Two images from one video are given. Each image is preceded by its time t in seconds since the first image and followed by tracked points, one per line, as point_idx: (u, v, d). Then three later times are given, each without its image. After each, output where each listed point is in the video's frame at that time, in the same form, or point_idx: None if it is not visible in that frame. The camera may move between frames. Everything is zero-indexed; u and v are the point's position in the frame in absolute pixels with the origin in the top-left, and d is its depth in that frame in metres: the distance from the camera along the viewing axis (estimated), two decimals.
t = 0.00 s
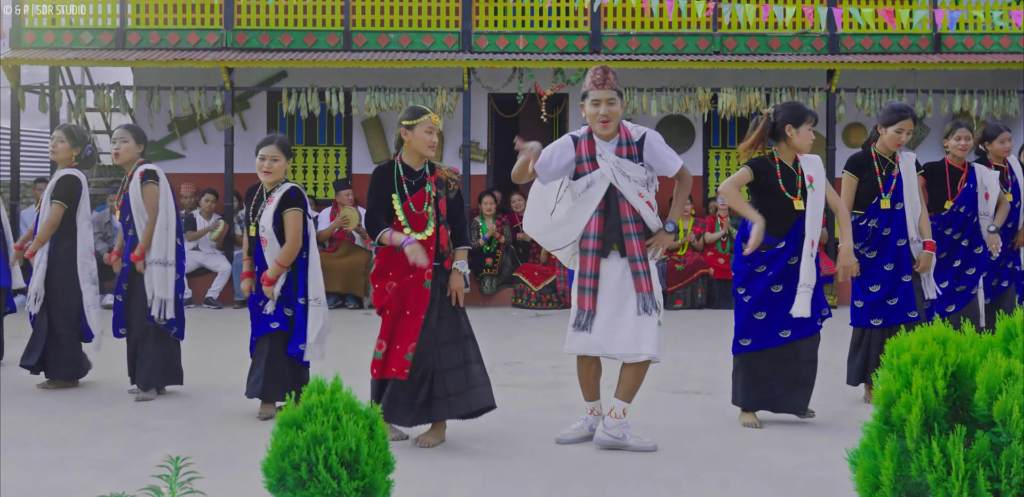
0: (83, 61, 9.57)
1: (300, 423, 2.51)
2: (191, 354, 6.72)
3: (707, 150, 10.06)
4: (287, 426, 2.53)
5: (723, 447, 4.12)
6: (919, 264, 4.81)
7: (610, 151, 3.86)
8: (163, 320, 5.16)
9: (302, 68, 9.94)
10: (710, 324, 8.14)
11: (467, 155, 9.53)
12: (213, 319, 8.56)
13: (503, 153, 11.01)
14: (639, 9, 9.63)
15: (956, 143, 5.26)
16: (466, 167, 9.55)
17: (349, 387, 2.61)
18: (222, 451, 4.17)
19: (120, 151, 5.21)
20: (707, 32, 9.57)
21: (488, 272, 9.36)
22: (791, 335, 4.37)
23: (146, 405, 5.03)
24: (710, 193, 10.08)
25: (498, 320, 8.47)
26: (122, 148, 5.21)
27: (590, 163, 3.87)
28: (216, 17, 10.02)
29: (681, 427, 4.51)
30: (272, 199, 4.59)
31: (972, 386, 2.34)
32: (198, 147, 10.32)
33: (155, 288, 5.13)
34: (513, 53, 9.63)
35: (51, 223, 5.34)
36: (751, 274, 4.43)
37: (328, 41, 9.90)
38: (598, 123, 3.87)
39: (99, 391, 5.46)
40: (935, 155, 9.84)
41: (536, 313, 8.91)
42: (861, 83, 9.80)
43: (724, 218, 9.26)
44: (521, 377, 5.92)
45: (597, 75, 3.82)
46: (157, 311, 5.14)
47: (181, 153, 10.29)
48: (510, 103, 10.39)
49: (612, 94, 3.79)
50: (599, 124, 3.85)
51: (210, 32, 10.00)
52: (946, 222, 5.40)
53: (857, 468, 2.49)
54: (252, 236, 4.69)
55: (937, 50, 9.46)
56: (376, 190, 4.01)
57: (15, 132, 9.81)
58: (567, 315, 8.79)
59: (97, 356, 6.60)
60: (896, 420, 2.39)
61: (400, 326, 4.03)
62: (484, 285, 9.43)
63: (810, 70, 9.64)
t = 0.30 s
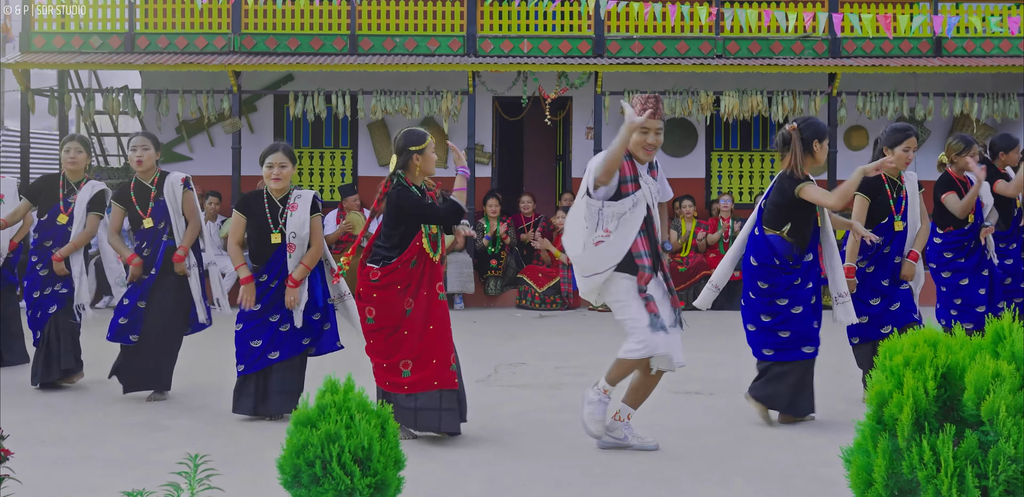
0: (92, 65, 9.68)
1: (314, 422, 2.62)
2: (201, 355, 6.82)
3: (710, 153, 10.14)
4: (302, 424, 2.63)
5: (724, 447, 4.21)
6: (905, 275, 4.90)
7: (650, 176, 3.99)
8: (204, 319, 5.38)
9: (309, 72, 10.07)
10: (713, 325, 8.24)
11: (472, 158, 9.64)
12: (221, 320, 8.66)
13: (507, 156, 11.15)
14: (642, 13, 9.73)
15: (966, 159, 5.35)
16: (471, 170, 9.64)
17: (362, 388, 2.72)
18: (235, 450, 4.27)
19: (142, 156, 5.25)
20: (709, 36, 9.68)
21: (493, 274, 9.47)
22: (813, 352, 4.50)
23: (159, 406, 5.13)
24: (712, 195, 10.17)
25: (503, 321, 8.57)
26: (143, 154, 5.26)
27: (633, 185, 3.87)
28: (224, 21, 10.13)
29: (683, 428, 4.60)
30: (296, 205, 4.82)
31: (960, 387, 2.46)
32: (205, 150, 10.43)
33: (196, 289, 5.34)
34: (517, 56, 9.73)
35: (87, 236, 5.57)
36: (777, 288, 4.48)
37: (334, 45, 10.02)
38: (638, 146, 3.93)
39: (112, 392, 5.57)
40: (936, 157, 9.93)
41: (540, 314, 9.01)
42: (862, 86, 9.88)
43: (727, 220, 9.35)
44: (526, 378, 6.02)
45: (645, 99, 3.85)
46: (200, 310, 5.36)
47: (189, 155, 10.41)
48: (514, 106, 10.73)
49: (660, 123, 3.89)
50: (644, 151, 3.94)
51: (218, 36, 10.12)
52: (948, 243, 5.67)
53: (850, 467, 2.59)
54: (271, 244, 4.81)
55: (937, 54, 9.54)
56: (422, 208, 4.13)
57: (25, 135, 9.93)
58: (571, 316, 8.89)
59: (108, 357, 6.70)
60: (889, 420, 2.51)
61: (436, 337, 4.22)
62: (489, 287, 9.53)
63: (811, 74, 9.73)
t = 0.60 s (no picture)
0: (100, 68, 9.76)
1: (329, 414, 2.68)
2: (209, 354, 6.91)
3: (711, 154, 10.24)
4: (315, 418, 2.69)
5: (726, 444, 4.30)
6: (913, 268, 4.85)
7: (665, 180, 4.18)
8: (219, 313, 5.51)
9: (315, 74, 10.17)
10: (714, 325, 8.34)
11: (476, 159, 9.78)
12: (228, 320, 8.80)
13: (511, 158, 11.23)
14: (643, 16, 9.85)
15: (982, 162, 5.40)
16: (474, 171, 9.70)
17: (374, 383, 2.80)
18: (247, 446, 4.36)
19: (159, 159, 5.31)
20: (710, 38, 9.79)
21: (496, 274, 9.57)
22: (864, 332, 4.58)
23: (170, 403, 5.22)
24: (713, 196, 10.27)
25: (507, 320, 8.71)
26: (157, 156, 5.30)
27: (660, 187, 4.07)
28: (229, 24, 10.23)
29: (686, 425, 4.68)
30: (305, 208, 4.96)
31: (951, 381, 2.49)
32: (212, 151, 10.55)
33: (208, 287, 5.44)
34: (521, 59, 9.81)
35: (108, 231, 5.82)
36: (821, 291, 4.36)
37: (340, 47, 10.10)
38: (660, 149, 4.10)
39: (123, 390, 5.66)
40: (936, 157, 10.02)
41: (543, 314, 9.12)
42: (862, 89, 9.98)
43: (728, 220, 9.41)
44: (530, 376, 6.10)
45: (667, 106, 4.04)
46: (212, 306, 5.47)
47: (195, 156, 10.51)
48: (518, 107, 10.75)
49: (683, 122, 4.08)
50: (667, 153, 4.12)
51: (224, 38, 10.22)
52: (965, 243, 5.68)
53: (844, 459, 2.64)
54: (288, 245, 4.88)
55: (937, 56, 9.64)
56: (444, 194, 4.22)
57: (34, 137, 10.04)
58: (574, 316, 8.99)
59: (117, 356, 6.78)
60: (880, 413, 2.54)
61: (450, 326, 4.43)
62: (492, 286, 9.61)
63: (811, 76, 9.83)
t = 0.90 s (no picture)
0: (143, 116, 10.71)
1: (354, 426, 3.11)
2: (244, 373, 7.71)
3: (696, 195, 11.29)
4: (342, 428, 3.13)
5: (701, 444, 5.03)
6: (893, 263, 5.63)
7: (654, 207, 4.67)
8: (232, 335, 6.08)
9: (336, 121, 11.14)
10: (700, 349, 9.10)
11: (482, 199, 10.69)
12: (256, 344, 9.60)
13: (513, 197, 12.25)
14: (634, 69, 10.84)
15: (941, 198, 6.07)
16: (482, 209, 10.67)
17: (392, 397, 3.23)
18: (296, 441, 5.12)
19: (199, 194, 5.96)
20: (695, 89, 10.77)
21: (501, 303, 10.49)
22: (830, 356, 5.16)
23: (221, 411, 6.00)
24: (698, 232, 11.30)
25: (511, 346, 9.52)
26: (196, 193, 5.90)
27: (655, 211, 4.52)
28: (260, 76, 11.13)
29: (668, 428, 5.44)
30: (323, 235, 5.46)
31: (903, 397, 3.01)
32: (243, 192, 11.62)
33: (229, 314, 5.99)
34: (523, 108, 10.83)
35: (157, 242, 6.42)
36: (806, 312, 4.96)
37: (359, 97, 11.06)
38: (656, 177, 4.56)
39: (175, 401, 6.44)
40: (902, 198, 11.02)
41: (544, 339, 9.98)
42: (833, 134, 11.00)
43: (711, 254, 10.37)
44: (532, 392, 6.89)
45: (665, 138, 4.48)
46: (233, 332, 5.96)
47: (228, 197, 11.59)
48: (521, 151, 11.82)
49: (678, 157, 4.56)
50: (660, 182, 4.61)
51: (254, 89, 11.11)
52: (936, 271, 6.26)
53: (810, 464, 3.12)
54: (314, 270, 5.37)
55: (901, 105, 10.62)
56: (459, 224, 4.96)
57: (80, 178, 10.97)
58: (572, 341, 9.83)
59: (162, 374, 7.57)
60: (841, 424, 3.05)
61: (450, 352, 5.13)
62: (498, 314, 10.54)
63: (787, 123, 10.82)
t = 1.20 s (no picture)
0: (149, 118, 10.84)
1: (358, 416, 3.24)
2: (250, 370, 7.84)
3: (696, 195, 11.41)
4: (347, 418, 3.26)
5: (697, 439, 5.14)
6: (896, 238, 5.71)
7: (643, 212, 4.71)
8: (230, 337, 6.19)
9: (339, 122, 11.27)
10: (699, 347, 9.22)
11: (484, 199, 10.80)
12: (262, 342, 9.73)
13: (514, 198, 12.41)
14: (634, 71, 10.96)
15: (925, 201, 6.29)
16: (484, 210, 10.81)
17: (395, 389, 3.36)
18: (302, 435, 5.25)
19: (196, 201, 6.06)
20: (695, 90, 10.88)
21: (502, 301, 10.63)
22: (812, 357, 5.15)
23: (228, 406, 6.13)
24: (698, 231, 11.43)
25: (512, 344, 9.65)
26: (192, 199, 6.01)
27: (631, 215, 4.60)
28: (264, 77, 11.22)
29: (665, 423, 5.56)
30: (319, 234, 5.56)
31: (885, 389, 3.14)
32: (248, 192, 11.77)
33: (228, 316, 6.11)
34: (524, 109, 10.95)
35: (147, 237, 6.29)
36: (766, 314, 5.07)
37: (362, 99, 11.16)
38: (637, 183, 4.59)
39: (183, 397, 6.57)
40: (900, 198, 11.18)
41: (545, 338, 10.12)
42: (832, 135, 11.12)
43: (710, 254, 10.47)
44: (532, 388, 7.01)
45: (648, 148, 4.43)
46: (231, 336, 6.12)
47: (232, 197, 11.74)
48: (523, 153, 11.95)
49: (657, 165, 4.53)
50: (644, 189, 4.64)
51: (259, 91, 11.20)
52: (914, 277, 6.44)
53: (796, 454, 3.24)
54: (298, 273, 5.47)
55: (898, 106, 10.73)
56: (438, 229, 5.09)
57: (87, 179, 11.11)
58: (572, 339, 9.97)
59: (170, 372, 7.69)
60: (826, 415, 3.18)
61: (450, 348, 5.25)
62: (499, 313, 10.68)
63: (786, 124, 10.94)
